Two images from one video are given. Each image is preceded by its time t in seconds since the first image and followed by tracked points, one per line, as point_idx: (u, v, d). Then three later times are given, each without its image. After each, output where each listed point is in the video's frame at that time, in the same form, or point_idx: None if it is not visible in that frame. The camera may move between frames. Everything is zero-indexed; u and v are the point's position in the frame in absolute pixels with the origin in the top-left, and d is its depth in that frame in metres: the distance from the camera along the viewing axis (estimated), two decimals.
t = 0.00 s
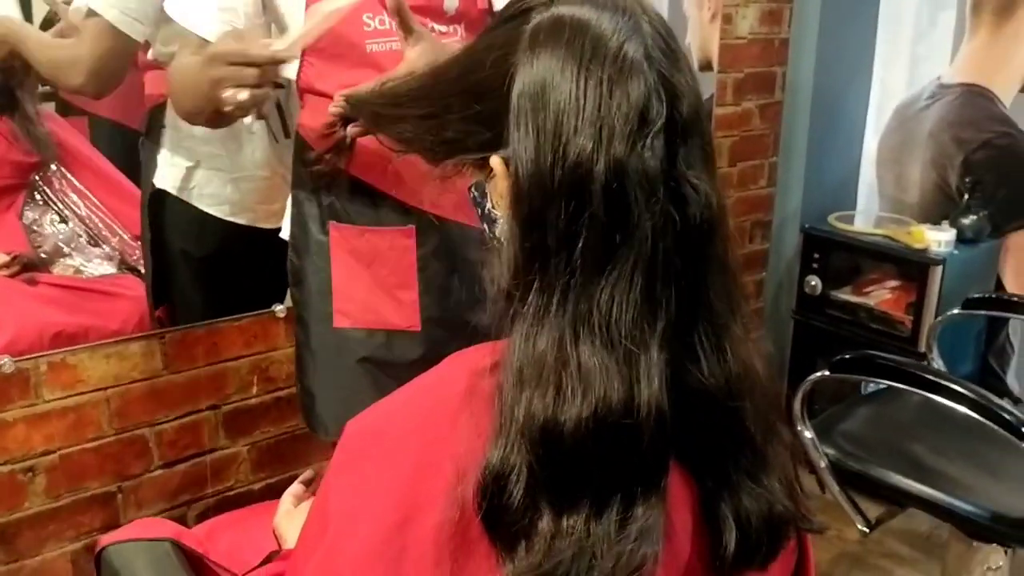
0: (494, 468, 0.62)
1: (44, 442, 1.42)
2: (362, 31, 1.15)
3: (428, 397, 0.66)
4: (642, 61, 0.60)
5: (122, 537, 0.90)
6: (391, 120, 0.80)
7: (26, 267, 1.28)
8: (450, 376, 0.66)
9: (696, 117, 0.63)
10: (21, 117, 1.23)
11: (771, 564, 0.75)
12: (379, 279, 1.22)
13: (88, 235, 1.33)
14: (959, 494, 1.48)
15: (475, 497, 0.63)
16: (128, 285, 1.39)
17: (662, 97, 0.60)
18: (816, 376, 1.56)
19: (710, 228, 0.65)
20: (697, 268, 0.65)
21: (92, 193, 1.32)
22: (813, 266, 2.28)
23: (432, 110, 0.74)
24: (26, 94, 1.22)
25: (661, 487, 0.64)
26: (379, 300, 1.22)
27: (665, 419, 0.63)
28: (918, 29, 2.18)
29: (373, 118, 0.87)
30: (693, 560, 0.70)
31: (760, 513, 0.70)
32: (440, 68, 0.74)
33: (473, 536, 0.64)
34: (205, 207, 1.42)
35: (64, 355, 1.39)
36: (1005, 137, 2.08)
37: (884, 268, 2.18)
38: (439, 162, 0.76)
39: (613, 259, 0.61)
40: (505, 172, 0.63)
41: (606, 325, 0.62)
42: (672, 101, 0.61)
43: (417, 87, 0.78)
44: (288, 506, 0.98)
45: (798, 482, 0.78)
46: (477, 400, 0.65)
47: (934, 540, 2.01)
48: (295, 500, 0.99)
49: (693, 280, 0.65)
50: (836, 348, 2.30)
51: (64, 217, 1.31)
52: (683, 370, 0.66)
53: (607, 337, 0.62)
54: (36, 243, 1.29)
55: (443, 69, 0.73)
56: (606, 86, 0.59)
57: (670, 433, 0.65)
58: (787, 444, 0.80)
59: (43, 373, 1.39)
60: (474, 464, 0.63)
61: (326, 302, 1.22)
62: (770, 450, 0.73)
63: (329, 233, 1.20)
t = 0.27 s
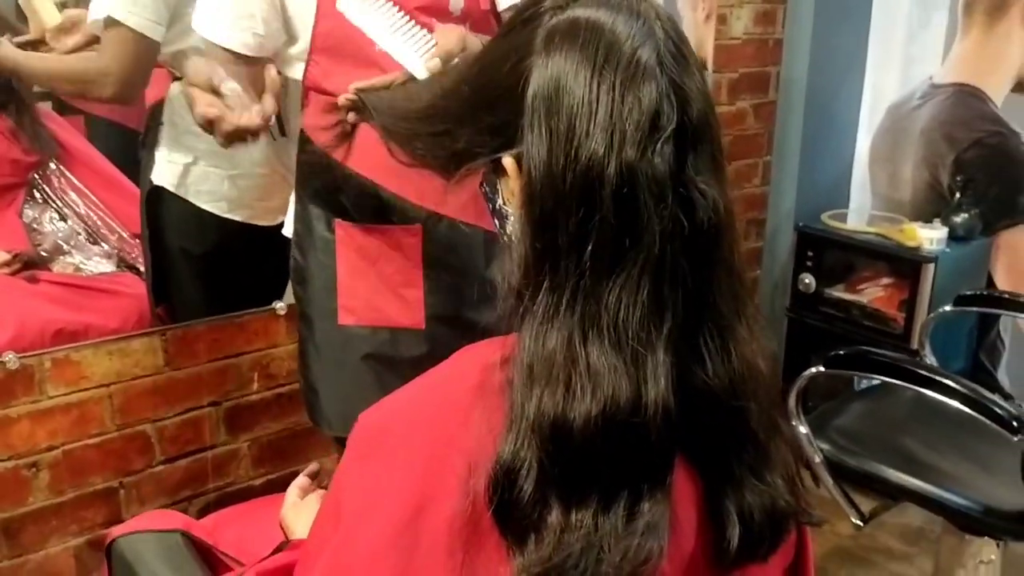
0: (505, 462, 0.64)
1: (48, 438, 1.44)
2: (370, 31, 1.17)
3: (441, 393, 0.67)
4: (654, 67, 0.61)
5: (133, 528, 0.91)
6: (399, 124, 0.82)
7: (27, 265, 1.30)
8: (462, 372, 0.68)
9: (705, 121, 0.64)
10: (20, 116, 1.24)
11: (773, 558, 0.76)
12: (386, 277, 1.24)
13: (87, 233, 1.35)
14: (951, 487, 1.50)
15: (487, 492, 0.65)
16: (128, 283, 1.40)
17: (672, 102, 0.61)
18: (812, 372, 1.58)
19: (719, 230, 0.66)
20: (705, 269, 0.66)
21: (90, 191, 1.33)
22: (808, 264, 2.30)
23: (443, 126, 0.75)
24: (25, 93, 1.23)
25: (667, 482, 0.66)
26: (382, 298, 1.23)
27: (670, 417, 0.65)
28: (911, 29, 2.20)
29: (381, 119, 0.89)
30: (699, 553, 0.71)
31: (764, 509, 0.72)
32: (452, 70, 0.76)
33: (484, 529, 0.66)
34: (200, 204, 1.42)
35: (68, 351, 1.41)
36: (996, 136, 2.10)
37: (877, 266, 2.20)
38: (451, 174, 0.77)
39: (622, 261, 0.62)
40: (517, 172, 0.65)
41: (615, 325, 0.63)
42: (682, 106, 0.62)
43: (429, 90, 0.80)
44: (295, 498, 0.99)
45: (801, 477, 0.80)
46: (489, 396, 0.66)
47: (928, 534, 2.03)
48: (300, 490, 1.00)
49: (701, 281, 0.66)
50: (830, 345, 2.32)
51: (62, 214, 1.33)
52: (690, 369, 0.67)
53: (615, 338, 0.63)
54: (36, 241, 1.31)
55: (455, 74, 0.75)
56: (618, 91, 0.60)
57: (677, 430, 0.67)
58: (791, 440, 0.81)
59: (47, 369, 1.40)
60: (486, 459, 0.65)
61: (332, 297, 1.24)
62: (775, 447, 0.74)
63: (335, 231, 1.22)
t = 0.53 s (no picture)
0: (521, 462, 0.66)
1: (50, 442, 1.45)
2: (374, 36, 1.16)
3: (457, 394, 0.69)
4: (666, 79, 0.62)
5: (144, 530, 0.93)
6: (406, 133, 0.84)
7: (22, 268, 1.31)
8: (478, 374, 0.70)
9: (716, 131, 0.66)
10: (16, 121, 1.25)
11: (777, 554, 0.79)
12: (387, 280, 1.25)
13: (82, 236, 1.35)
14: (941, 483, 1.54)
15: (503, 490, 0.67)
16: (125, 286, 1.41)
17: (684, 113, 0.63)
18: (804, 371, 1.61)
19: (728, 236, 0.68)
20: (715, 275, 0.68)
21: (85, 194, 1.34)
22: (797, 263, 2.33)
23: (454, 137, 0.76)
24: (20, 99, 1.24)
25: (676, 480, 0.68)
26: (384, 302, 1.25)
27: (681, 418, 0.67)
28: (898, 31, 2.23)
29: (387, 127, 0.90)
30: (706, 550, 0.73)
31: (769, 506, 0.74)
32: (464, 79, 0.78)
33: (499, 528, 0.68)
34: (200, 207, 1.41)
35: (68, 355, 1.42)
36: (980, 137, 2.13)
37: (865, 266, 2.23)
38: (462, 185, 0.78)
39: (634, 266, 0.64)
40: (531, 179, 0.67)
41: (628, 328, 0.65)
42: (693, 117, 0.64)
43: (438, 99, 0.82)
44: (302, 499, 1.01)
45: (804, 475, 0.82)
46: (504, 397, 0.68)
47: (915, 529, 2.07)
48: (307, 491, 1.01)
49: (711, 287, 0.68)
50: (819, 343, 2.35)
51: (57, 218, 1.33)
52: (699, 371, 0.69)
53: (628, 341, 0.65)
54: (32, 246, 1.31)
55: (466, 84, 0.76)
56: (631, 102, 0.62)
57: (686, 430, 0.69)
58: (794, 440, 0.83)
59: (48, 373, 1.41)
60: (502, 459, 0.67)
61: (331, 300, 1.25)
62: (780, 447, 0.76)
63: (337, 234, 1.24)
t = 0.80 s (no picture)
0: (532, 463, 0.66)
1: (36, 445, 1.43)
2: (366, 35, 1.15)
3: (464, 396, 0.69)
4: (674, 79, 0.63)
5: (139, 535, 0.92)
6: (408, 131, 0.83)
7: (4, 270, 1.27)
8: (485, 375, 0.70)
9: (722, 130, 0.66)
10: None
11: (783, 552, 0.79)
12: (381, 279, 1.25)
13: (63, 237, 1.32)
14: (926, 476, 1.54)
15: (513, 492, 0.67)
16: (107, 286, 1.39)
17: (691, 113, 0.63)
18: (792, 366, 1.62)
19: (735, 236, 0.68)
20: (722, 275, 0.68)
21: (66, 194, 1.31)
22: (780, 259, 2.34)
23: (456, 136, 0.76)
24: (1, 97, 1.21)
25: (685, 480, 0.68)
26: (377, 301, 1.25)
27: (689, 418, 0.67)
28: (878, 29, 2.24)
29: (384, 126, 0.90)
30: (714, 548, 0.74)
31: (775, 504, 0.75)
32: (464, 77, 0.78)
33: (510, 530, 0.68)
34: (182, 207, 1.41)
35: (54, 357, 1.40)
36: (960, 132, 2.15)
37: (847, 261, 2.25)
38: (468, 183, 0.78)
39: (643, 267, 0.64)
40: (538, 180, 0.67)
41: (637, 329, 0.66)
42: (701, 117, 0.64)
43: (439, 98, 0.82)
44: (300, 501, 1.00)
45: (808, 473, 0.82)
46: (512, 398, 0.68)
47: (900, 521, 2.09)
48: (305, 493, 1.01)
49: (718, 287, 0.68)
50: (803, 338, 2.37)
51: (39, 218, 1.30)
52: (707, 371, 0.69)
53: (638, 342, 0.66)
54: (13, 247, 1.28)
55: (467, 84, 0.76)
56: (640, 103, 0.62)
57: (695, 430, 0.69)
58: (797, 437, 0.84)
59: (33, 376, 1.39)
60: (511, 460, 0.67)
61: (326, 301, 1.26)
62: (785, 445, 0.77)
63: (330, 234, 1.24)
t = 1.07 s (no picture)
0: (542, 470, 0.65)
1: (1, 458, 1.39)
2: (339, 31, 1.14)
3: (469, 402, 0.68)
4: (678, 77, 0.62)
5: (122, 550, 0.89)
6: (394, 129, 0.83)
7: None
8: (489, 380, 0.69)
9: (725, 129, 0.66)
10: None
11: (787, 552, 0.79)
12: (357, 282, 1.23)
13: (19, 242, 1.26)
14: (899, 467, 1.56)
15: (523, 498, 0.66)
16: (66, 292, 1.34)
17: (696, 110, 0.63)
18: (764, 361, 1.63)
19: (739, 235, 0.68)
20: (727, 274, 0.68)
21: (20, 198, 1.25)
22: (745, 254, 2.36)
23: (451, 138, 0.75)
24: None
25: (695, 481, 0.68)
26: (354, 304, 1.23)
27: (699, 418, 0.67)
28: (837, 23, 2.27)
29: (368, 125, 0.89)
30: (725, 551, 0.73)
31: (781, 503, 0.75)
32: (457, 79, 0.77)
33: (521, 538, 0.67)
34: (143, 210, 1.36)
35: (18, 367, 1.36)
36: (917, 127, 2.19)
37: (810, 255, 2.28)
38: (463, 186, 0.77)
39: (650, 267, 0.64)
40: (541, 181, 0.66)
41: (644, 329, 0.65)
42: (705, 115, 0.64)
43: (428, 96, 0.81)
44: (284, 511, 0.99)
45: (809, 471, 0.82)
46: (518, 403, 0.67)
47: (865, 511, 2.13)
48: (288, 503, 1.00)
49: (723, 286, 0.68)
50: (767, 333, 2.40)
51: None
52: (712, 370, 0.69)
53: (646, 343, 0.65)
54: None
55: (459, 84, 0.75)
56: (645, 101, 0.61)
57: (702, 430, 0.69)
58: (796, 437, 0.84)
59: None
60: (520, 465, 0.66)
61: (302, 305, 1.22)
62: (787, 444, 0.77)
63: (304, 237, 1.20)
